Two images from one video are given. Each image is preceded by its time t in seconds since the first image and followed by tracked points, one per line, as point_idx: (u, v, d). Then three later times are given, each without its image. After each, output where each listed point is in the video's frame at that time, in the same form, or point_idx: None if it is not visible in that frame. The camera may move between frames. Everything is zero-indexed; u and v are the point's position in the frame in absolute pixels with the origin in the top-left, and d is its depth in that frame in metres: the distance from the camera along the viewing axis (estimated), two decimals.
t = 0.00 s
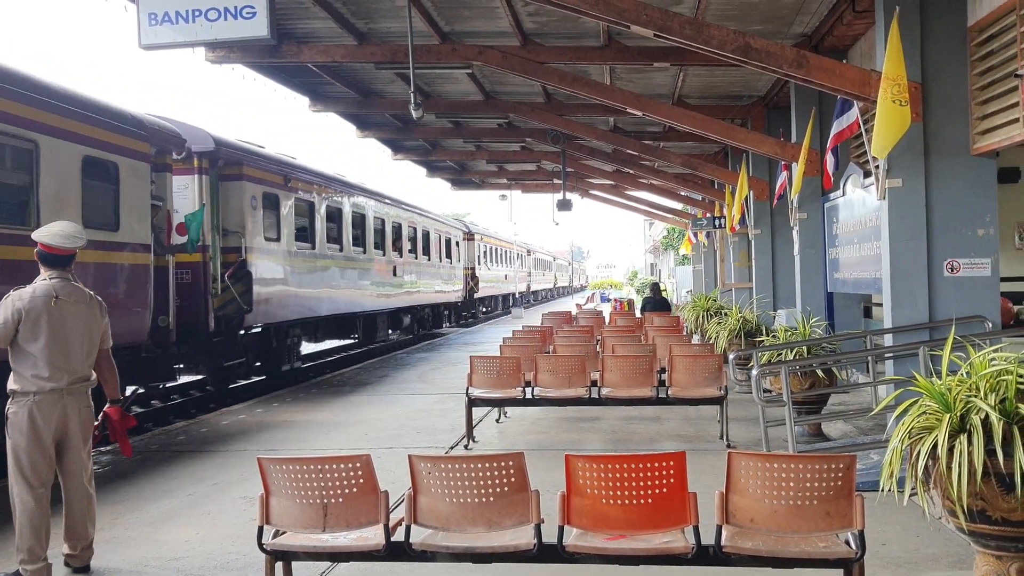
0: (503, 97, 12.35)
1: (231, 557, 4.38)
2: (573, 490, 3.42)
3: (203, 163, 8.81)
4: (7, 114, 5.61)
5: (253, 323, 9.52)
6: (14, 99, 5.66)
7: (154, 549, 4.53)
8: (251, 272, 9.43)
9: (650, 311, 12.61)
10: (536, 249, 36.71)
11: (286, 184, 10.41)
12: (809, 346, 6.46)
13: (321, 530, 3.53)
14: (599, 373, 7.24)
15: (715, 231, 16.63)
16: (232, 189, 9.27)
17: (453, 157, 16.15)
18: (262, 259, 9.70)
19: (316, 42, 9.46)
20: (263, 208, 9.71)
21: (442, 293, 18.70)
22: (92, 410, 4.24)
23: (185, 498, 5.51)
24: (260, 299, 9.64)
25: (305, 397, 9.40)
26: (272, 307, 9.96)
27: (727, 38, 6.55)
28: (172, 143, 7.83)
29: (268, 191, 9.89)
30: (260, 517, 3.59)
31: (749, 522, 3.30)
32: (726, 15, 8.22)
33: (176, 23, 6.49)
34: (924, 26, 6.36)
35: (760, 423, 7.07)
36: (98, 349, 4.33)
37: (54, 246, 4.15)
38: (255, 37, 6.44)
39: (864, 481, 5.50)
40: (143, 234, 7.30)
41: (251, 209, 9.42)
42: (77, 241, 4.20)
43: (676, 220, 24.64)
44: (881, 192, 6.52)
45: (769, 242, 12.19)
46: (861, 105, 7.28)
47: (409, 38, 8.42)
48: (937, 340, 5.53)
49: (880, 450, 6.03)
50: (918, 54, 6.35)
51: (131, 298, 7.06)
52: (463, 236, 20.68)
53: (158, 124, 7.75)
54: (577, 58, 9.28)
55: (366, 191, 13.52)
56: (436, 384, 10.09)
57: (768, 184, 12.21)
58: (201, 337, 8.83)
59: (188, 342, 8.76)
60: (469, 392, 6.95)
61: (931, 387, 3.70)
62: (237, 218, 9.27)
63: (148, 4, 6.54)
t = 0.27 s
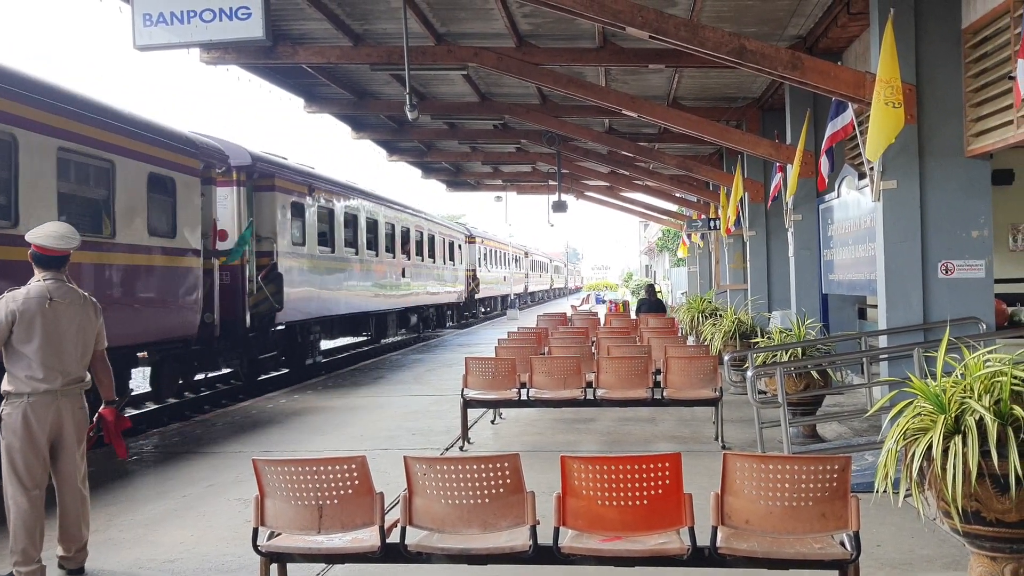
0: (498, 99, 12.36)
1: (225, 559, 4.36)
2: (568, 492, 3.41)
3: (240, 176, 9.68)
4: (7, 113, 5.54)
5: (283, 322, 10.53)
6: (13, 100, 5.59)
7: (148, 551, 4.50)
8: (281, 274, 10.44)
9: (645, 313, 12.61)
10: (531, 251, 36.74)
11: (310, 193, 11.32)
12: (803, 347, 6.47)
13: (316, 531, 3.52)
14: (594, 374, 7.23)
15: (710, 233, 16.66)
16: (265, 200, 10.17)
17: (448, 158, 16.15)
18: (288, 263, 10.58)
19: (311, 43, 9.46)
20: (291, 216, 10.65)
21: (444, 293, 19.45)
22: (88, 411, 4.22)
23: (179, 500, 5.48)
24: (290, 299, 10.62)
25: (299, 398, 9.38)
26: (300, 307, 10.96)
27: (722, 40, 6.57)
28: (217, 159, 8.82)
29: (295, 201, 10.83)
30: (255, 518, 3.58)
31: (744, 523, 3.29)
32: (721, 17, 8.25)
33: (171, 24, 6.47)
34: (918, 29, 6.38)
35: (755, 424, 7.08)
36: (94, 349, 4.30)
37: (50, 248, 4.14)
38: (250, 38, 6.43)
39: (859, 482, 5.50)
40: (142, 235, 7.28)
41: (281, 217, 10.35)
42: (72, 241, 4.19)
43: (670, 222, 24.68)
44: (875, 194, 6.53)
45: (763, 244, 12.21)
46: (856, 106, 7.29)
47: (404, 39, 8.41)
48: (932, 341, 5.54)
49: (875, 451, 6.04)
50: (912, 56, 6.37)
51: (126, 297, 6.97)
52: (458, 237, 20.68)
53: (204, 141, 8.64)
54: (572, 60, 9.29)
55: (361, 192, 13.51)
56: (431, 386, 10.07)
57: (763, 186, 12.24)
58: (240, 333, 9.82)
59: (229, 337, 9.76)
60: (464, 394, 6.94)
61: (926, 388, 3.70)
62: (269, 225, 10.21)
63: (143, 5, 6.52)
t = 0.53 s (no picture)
0: (491, 99, 12.36)
1: (217, 560, 4.33)
2: (561, 492, 3.40)
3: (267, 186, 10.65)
4: (8, 113, 5.53)
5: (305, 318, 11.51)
6: (16, 102, 5.60)
7: (140, 552, 4.48)
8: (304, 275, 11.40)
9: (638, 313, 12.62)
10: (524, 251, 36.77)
11: (327, 201, 12.35)
12: (796, 347, 6.49)
13: (309, 532, 3.50)
14: (588, 374, 7.23)
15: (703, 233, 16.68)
16: (290, 207, 11.22)
17: (441, 158, 16.15)
18: (311, 264, 11.59)
19: (304, 43, 9.44)
20: (312, 221, 11.65)
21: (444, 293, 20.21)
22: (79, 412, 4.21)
23: (172, 501, 5.46)
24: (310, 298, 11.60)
25: (292, 399, 9.35)
26: (319, 307, 11.93)
27: (715, 40, 6.58)
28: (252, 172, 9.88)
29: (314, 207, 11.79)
30: (247, 519, 3.56)
31: (737, 522, 3.30)
32: (714, 18, 8.26)
33: (163, 23, 6.45)
34: (910, 29, 6.40)
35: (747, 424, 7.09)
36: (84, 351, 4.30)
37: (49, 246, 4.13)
38: (243, 38, 6.40)
39: (851, 482, 5.51)
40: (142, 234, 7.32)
41: (303, 223, 11.36)
42: (65, 239, 4.20)
43: (664, 221, 24.72)
44: (867, 194, 6.55)
45: (756, 244, 12.24)
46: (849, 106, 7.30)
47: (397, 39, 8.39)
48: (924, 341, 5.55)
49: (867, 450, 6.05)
50: (904, 57, 6.39)
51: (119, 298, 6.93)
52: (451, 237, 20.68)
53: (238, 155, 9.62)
54: (565, 60, 9.29)
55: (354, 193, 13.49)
56: (424, 386, 10.05)
57: (755, 186, 12.27)
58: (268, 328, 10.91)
59: (260, 332, 10.92)
60: (458, 394, 6.93)
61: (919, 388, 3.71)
62: (293, 230, 11.22)
63: (136, 5, 6.49)
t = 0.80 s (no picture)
0: (484, 99, 12.36)
1: (209, 560, 4.32)
2: (554, 492, 3.40)
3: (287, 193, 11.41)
4: (6, 113, 5.62)
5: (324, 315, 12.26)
6: (15, 101, 5.71)
7: (131, 553, 4.45)
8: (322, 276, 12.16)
9: (631, 313, 12.62)
10: (517, 252, 36.79)
11: (342, 205, 13.12)
12: (788, 348, 6.51)
13: (301, 532, 3.49)
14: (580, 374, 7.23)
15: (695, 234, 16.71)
16: (309, 213, 11.95)
17: (434, 159, 16.14)
18: (328, 266, 12.36)
19: (296, 42, 9.42)
20: (329, 226, 12.41)
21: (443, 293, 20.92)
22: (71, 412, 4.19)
23: (163, 501, 5.44)
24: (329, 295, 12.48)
25: (284, 399, 9.34)
26: (336, 304, 12.79)
27: (707, 41, 6.59)
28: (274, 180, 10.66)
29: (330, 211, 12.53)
30: (239, 520, 3.54)
31: (729, 522, 3.30)
32: (707, 18, 8.28)
33: (155, 22, 6.42)
34: (902, 31, 6.43)
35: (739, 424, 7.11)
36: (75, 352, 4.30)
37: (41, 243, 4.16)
38: (236, 37, 6.39)
39: (843, 482, 5.53)
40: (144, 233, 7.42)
41: (321, 227, 12.12)
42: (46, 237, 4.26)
43: (656, 222, 24.75)
44: (859, 195, 6.58)
45: (748, 245, 12.27)
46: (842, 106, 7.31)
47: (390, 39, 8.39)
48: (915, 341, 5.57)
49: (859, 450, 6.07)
50: (896, 58, 6.42)
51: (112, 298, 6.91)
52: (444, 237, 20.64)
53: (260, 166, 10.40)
54: (557, 60, 9.30)
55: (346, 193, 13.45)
56: (415, 386, 10.03)
57: (747, 187, 12.30)
58: (292, 324, 11.80)
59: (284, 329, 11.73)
60: (450, 394, 6.93)
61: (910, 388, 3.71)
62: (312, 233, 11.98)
63: (127, 4, 6.46)
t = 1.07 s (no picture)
0: (477, 99, 12.36)
1: (200, 561, 4.30)
2: (545, 492, 3.40)
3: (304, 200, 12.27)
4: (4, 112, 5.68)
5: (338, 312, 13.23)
6: (15, 102, 5.79)
7: (121, 553, 4.43)
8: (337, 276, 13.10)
9: (623, 313, 12.63)
10: (510, 251, 36.82)
11: (353, 209, 14.06)
12: (780, 348, 6.53)
13: (292, 533, 3.48)
14: (572, 375, 7.24)
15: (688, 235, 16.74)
16: (324, 218, 12.83)
17: (427, 159, 16.15)
18: (343, 266, 13.28)
19: (289, 42, 9.41)
20: (342, 230, 13.34)
21: (442, 292, 21.68)
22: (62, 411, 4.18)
23: (155, 501, 5.41)
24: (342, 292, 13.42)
25: (276, 398, 9.33)
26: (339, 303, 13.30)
27: (700, 41, 6.60)
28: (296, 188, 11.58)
29: (343, 215, 13.45)
30: (230, 520, 3.53)
31: (721, 522, 3.31)
32: (699, 19, 8.29)
33: (146, 21, 6.40)
34: (893, 32, 6.45)
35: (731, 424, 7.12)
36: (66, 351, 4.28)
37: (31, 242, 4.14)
38: (227, 37, 6.37)
39: (835, 482, 5.55)
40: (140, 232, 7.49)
41: (336, 230, 13.06)
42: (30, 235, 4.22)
43: (649, 222, 24.80)
44: (850, 196, 6.60)
45: (741, 245, 12.30)
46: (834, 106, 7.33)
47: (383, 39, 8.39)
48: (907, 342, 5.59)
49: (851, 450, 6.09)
50: (887, 60, 6.44)
51: (103, 299, 6.88)
52: (437, 237, 20.64)
53: (283, 175, 11.30)
54: (550, 60, 9.30)
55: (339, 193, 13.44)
56: (408, 386, 10.02)
57: (740, 187, 12.33)
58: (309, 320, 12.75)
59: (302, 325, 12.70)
60: (443, 394, 6.92)
61: (900, 388, 3.72)
62: (327, 236, 12.89)
63: (119, 3, 6.44)
